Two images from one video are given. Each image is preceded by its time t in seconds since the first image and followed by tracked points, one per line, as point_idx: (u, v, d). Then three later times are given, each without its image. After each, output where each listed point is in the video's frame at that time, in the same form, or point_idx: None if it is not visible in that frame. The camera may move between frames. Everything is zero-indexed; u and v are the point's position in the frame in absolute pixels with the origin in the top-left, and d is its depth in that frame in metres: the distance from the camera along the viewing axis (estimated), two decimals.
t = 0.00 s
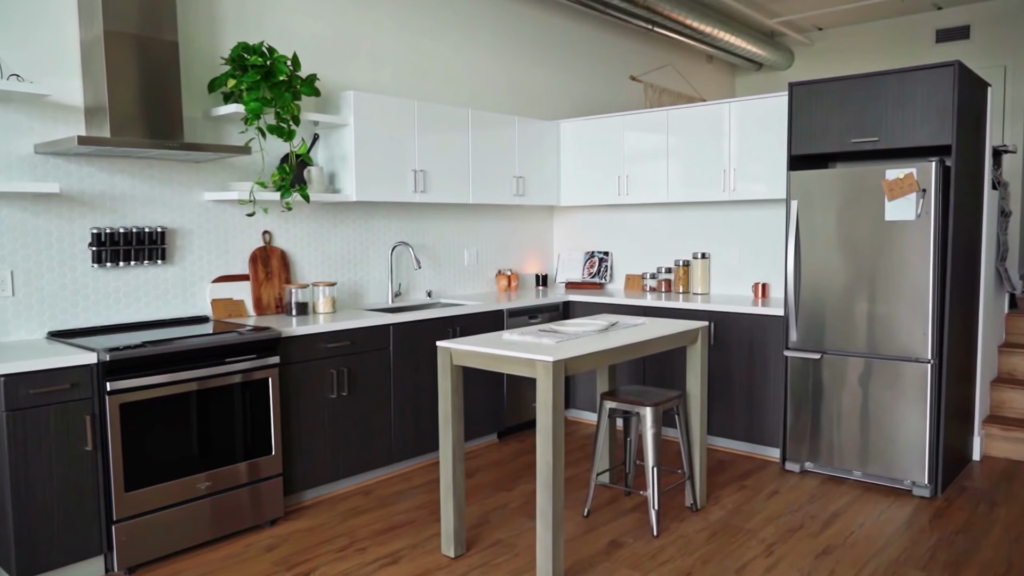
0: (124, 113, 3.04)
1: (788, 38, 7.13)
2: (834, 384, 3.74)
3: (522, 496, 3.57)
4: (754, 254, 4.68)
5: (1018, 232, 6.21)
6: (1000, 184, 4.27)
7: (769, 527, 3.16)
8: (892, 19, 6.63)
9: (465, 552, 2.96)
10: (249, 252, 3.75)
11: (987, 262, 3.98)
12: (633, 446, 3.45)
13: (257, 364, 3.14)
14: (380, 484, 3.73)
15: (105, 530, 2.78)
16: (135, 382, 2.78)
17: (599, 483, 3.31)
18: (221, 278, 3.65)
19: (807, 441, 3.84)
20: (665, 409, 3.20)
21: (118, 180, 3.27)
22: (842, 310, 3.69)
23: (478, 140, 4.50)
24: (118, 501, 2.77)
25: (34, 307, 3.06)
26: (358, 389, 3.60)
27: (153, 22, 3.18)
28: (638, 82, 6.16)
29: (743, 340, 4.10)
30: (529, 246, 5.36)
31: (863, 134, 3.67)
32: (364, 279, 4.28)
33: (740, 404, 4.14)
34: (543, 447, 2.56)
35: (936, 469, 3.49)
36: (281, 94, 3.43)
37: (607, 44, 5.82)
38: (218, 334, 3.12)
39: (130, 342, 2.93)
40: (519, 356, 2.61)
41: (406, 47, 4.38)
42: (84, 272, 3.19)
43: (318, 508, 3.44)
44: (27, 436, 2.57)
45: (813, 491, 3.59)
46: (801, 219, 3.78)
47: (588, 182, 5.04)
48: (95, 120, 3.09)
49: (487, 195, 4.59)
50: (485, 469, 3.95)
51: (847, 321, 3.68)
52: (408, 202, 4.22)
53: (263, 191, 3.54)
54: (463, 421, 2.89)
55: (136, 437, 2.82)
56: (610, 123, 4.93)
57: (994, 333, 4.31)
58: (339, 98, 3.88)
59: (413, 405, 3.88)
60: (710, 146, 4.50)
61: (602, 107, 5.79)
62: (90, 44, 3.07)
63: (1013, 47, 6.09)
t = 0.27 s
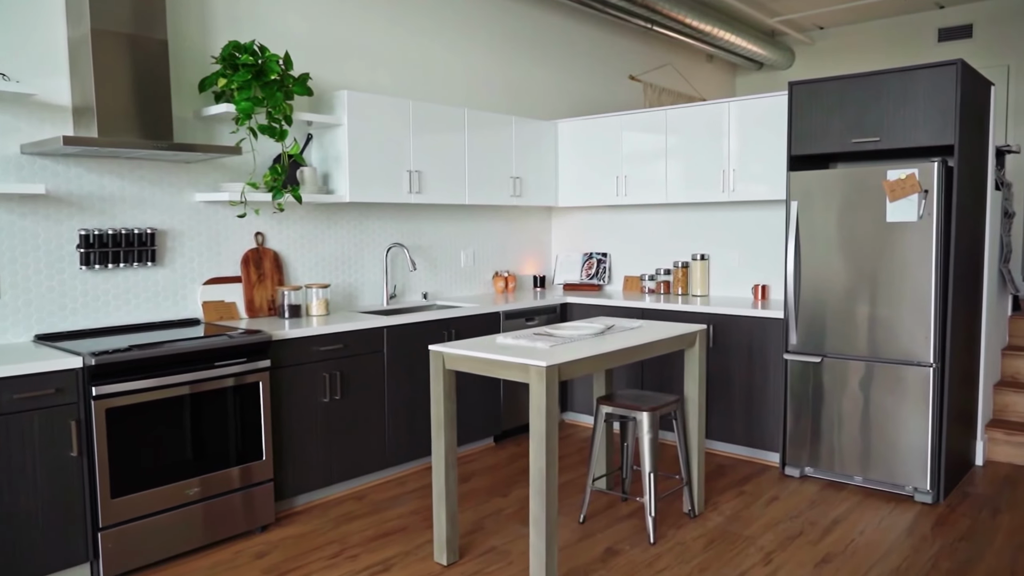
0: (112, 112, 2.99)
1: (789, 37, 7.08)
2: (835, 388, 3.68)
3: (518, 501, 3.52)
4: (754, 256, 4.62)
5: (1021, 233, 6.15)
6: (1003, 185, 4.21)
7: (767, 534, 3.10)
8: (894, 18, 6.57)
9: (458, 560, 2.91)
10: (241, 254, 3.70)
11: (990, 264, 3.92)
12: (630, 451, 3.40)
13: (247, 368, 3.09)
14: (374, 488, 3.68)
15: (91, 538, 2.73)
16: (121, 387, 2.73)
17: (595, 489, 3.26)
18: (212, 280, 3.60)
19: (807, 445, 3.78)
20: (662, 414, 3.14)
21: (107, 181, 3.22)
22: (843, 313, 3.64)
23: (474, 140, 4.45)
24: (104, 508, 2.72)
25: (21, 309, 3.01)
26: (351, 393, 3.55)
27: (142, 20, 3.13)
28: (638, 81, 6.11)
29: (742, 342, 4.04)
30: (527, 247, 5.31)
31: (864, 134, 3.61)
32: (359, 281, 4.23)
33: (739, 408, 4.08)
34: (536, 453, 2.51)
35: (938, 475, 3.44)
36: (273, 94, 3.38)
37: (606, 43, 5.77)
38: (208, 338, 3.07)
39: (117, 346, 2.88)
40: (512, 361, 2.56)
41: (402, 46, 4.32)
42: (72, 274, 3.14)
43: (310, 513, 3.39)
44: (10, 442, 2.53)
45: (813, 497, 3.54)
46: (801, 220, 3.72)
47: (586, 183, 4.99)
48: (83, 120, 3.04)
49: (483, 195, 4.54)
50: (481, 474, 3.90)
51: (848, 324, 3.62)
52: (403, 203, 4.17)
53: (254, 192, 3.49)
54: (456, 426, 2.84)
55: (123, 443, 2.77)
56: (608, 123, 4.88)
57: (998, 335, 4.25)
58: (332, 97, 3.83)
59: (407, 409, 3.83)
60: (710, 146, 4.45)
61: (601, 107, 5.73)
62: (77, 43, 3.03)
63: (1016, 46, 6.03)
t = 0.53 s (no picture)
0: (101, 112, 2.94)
1: (790, 36, 7.01)
2: (836, 392, 3.63)
3: (514, 507, 3.47)
4: (755, 257, 4.56)
5: None
6: (1008, 185, 4.15)
7: (768, 541, 3.04)
8: (897, 17, 6.51)
9: (452, 568, 2.86)
10: (234, 255, 3.66)
11: (994, 266, 3.86)
12: (628, 456, 3.34)
13: (238, 372, 3.03)
14: (368, 493, 3.63)
15: (78, 545, 2.68)
16: (109, 392, 2.68)
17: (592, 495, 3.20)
18: (205, 282, 3.55)
19: (808, 450, 3.72)
20: (660, 419, 3.09)
21: (97, 182, 3.17)
22: (845, 316, 3.58)
23: (471, 141, 4.40)
24: (90, 515, 2.67)
25: (8, 313, 2.97)
26: (344, 397, 3.50)
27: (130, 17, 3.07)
28: (638, 81, 6.05)
29: (742, 345, 3.98)
30: (525, 248, 5.26)
31: (866, 133, 3.55)
32: (354, 283, 4.18)
33: (739, 411, 4.02)
34: (530, 460, 2.45)
35: (942, 481, 3.38)
36: (265, 93, 3.33)
37: (606, 42, 5.72)
38: (198, 341, 3.02)
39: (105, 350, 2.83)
40: (506, 365, 2.50)
41: (398, 45, 4.27)
42: (61, 276, 3.09)
43: (303, 519, 3.34)
44: None
45: (814, 503, 3.48)
46: (802, 220, 3.67)
47: (585, 183, 4.94)
48: (72, 120, 3.00)
49: (481, 196, 4.49)
50: (477, 478, 3.85)
51: (851, 327, 3.56)
52: (399, 204, 4.12)
53: (247, 193, 3.44)
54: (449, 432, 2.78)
55: (110, 448, 2.72)
56: (607, 123, 4.83)
57: (1002, 338, 4.19)
58: (327, 97, 3.78)
59: (403, 413, 3.77)
60: (710, 146, 4.39)
61: (600, 107, 5.68)
62: (65, 42, 2.98)
63: (1021, 45, 5.96)
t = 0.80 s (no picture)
0: (90, 111, 2.90)
1: (794, 34, 6.94)
2: (840, 395, 3.56)
3: (511, 512, 3.41)
4: (757, 258, 4.50)
5: None
6: (1015, 185, 4.08)
7: (769, 548, 2.98)
8: (903, 15, 6.43)
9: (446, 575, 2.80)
10: (228, 256, 3.61)
11: (1001, 267, 3.79)
12: (627, 461, 3.28)
13: (230, 375, 2.98)
14: (363, 497, 3.58)
15: (65, 551, 2.64)
16: (96, 395, 2.63)
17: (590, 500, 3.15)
18: (198, 283, 3.50)
19: (811, 454, 3.66)
20: (659, 423, 3.03)
21: (87, 182, 3.13)
22: (849, 318, 3.51)
23: (470, 140, 4.35)
24: (77, 521, 2.62)
25: None
26: (339, 400, 3.45)
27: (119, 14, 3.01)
28: (640, 79, 5.99)
29: (744, 347, 3.92)
30: (525, 249, 5.20)
31: (870, 132, 3.49)
32: (350, 284, 4.13)
33: (741, 414, 3.96)
34: (524, 466, 2.40)
35: (947, 486, 3.31)
36: (259, 91, 3.28)
37: (607, 40, 5.65)
38: (189, 343, 2.97)
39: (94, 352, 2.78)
40: (500, 369, 2.45)
41: (395, 43, 4.22)
42: (50, 277, 3.05)
43: (296, 524, 3.29)
44: None
45: (817, 508, 3.42)
46: (805, 221, 3.61)
47: (586, 183, 4.88)
48: (61, 118, 2.95)
49: (479, 196, 4.44)
50: (474, 482, 3.79)
51: (854, 330, 3.50)
52: (395, 204, 4.07)
53: (240, 193, 3.39)
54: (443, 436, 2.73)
55: (98, 453, 2.67)
56: (607, 122, 4.77)
57: (1009, 340, 4.12)
58: (322, 95, 3.73)
59: (399, 416, 3.72)
60: (712, 145, 4.33)
61: (602, 105, 5.62)
62: (54, 39, 2.93)
63: None
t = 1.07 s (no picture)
0: (80, 109, 2.85)
1: (798, 32, 6.87)
2: (844, 399, 3.49)
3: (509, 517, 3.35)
4: (760, 259, 4.43)
5: None
6: None
7: (771, 556, 2.92)
8: (909, 12, 6.35)
9: None
10: (222, 257, 3.56)
11: (1009, 268, 3.72)
12: (627, 466, 3.22)
13: (221, 378, 2.93)
14: (359, 502, 3.52)
15: (52, 558, 2.57)
16: (84, 399, 2.58)
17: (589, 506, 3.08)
18: (191, 284, 3.45)
19: (815, 459, 3.59)
20: (659, 428, 2.97)
21: (78, 182, 3.08)
22: (854, 320, 3.44)
23: (468, 139, 4.29)
24: (64, 527, 2.57)
25: None
26: (334, 403, 3.39)
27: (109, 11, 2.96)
28: (642, 78, 5.93)
29: (747, 350, 3.85)
30: (525, 249, 5.14)
31: (875, 131, 3.42)
32: (348, 285, 4.08)
33: (744, 418, 3.89)
34: (520, 473, 2.34)
35: (954, 493, 3.25)
36: (253, 89, 3.23)
37: (609, 38, 5.59)
38: (180, 346, 2.91)
39: (83, 355, 2.73)
40: (494, 373, 2.39)
41: (393, 41, 4.17)
42: (40, 279, 3.00)
43: (290, 529, 3.24)
44: None
45: (821, 514, 3.35)
46: (809, 221, 3.54)
47: (587, 183, 4.82)
48: (50, 117, 2.90)
49: (478, 196, 4.38)
50: (472, 486, 3.73)
51: (859, 332, 3.43)
52: (393, 204, 4.01)
53: (233, 193, 3.34)
54: (438, 440, 2.67)
55: (86, 457, 2.62)
56: (609, 121, 4.70)
57: (1017, 343, 4.04)
58: (317, 94, 3.68)
59: (395, 420, 3.66)
60: (714, 144, 4.26)
61: (603, 104, 5.56)
62: (43, 37, 2.88)
63: None
